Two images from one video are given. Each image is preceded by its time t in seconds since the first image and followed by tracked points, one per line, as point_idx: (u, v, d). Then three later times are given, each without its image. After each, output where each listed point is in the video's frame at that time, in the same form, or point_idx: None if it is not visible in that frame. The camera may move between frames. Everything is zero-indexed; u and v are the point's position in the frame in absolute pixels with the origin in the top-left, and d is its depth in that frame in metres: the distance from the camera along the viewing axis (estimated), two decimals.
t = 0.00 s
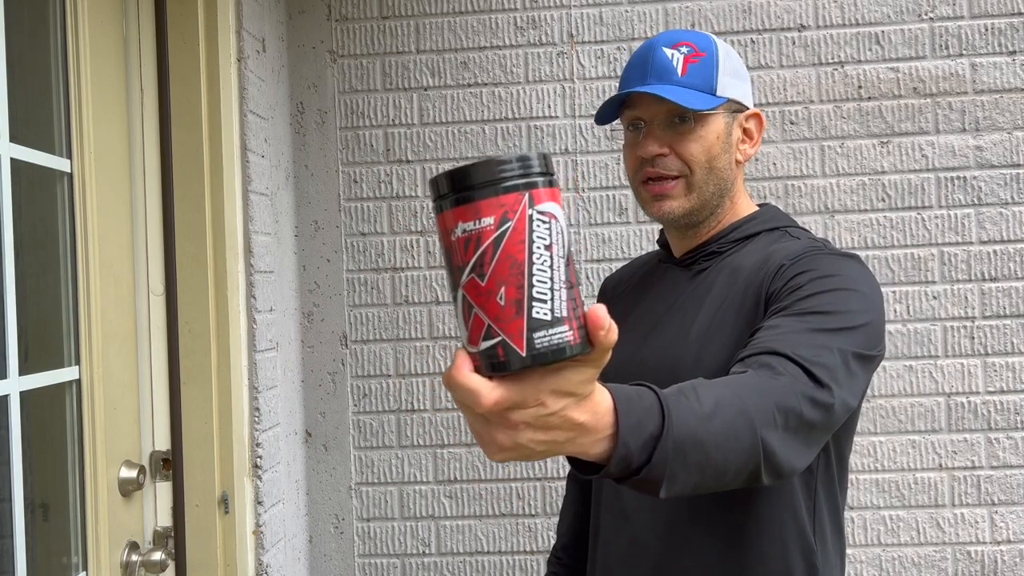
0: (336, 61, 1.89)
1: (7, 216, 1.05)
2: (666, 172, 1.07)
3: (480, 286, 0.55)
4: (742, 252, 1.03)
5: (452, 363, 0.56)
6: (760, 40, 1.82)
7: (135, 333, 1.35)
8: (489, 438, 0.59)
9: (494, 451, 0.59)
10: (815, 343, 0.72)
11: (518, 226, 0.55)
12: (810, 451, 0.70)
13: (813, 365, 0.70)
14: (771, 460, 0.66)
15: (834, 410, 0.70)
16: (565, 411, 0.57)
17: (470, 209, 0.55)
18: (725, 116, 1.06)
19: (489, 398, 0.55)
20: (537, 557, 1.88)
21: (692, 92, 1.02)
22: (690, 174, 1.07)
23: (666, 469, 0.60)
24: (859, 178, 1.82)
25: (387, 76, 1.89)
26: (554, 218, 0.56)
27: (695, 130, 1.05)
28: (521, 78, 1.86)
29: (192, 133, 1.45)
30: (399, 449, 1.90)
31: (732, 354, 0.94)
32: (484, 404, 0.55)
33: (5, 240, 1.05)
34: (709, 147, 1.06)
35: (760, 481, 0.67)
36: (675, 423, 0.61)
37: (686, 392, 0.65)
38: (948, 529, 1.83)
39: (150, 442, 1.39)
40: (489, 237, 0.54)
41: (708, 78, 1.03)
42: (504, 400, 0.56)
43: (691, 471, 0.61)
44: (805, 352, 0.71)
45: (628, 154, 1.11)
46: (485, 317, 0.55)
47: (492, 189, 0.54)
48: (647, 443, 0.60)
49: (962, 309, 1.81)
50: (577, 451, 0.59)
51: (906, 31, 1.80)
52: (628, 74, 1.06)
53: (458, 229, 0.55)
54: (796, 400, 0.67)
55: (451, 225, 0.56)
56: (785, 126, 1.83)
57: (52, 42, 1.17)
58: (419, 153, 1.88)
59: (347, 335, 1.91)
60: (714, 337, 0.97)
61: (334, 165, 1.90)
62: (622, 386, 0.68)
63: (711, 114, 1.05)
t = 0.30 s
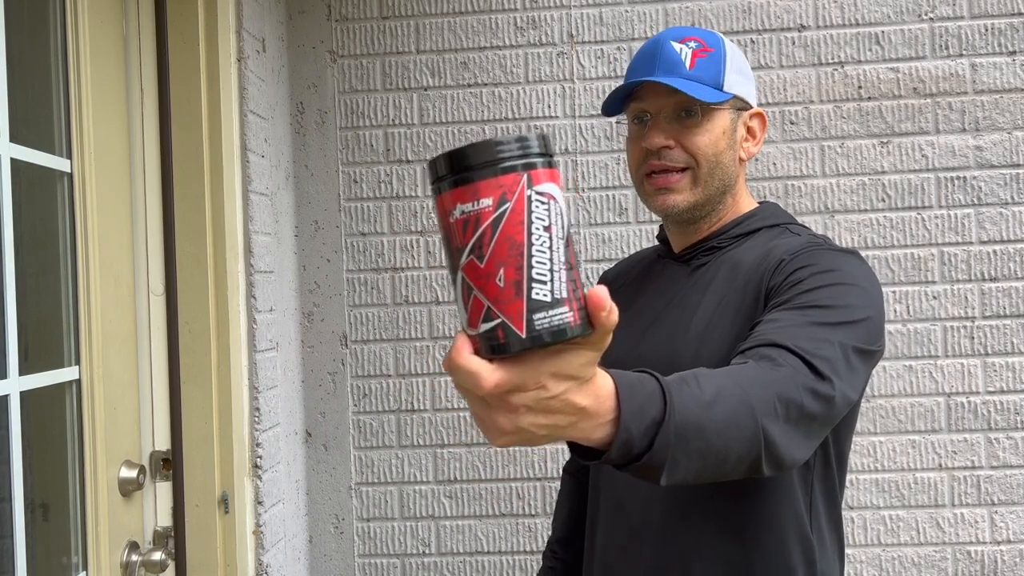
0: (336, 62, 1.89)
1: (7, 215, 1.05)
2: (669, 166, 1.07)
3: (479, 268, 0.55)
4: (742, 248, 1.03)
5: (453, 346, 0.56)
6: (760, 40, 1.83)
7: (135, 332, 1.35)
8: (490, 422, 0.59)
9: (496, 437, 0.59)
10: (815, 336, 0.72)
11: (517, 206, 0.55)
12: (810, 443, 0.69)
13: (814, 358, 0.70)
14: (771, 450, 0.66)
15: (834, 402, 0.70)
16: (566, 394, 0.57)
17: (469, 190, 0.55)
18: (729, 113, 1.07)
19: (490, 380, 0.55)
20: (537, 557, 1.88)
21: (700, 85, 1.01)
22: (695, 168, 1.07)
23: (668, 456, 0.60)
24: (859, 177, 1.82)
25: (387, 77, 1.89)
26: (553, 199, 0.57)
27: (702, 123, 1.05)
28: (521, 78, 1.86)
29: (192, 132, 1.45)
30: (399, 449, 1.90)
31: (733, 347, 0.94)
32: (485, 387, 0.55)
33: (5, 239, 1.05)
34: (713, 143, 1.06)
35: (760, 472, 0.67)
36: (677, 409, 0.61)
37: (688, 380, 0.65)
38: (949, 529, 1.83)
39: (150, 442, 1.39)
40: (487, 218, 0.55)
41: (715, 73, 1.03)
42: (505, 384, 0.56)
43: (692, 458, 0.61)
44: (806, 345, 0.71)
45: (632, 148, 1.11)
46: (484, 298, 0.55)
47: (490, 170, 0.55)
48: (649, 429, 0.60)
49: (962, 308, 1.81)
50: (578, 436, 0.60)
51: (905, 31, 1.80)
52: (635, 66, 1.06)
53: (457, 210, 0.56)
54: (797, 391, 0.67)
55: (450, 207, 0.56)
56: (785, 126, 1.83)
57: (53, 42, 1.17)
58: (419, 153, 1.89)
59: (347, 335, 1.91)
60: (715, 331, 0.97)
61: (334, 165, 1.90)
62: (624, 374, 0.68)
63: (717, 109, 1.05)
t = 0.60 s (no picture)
0: (336, 61, 1.89)
1: (7, 214, 1.05)
2: (668, 167, 1.07)
3: (500, 297, 0.54)
4: (746, 250, 1.03)
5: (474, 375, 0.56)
6: (760, 40, 1.83)
7: (135, 333, 1.35)
8: (512, 446, 0.59)
9: (518, 459, 0.59)
10: (822, 342, 0.73)
11: (534, 233, 0.54)
12: (815, 449, 0.70)
13: (820, 365, 0.70)
14: (779, 459, 0.66)
15: (839, 409, 0.70)
16: (584, 412, 0.57)
17: (484, 219, 0.54)
18: (731, 114, 1.06)
19: (508, 403, 0.55)
20: (537, 557, 1.88)
21: (701, 88, 1.02)
22: (695, 169, 1.07)
23: (680, 469, 0.60)
24: (859, 178, 1.82)
25: (387, 76, 1.89)
26: (568, 222, 0.56)
27: (702, 125, 1.04)
28: (521, 78, 1.86)
29: (192, 132, 1.45)
30: (399, 449, 1.90)
31: (738, 353, 0.95)
32: (509, 416, 0.55)
33: (5, 239, 1.05)
34: (714, 145, 1.06)
35: (768, 480, 0.67)
36: (690, 423, 0.61)
37: (699, 392, 0.65)
38: (948, 529, 1.83)
39: (150, 442, 1.39)
40: (506, 247, 0.54)
41: (716, 75, 1.03)
42: (527, 410, 0.55)
43: (703, 471, 0.62)
44: (812, 352, 0.71)
45: (632, 148, 1.11)
46: (506, 327, 0.54)
47: (506, 198, 0.54)
48: (662, 443, 0.60)
49: (962, 309, 1.81)
50: (599, 453, 0.59)
51: (905, 31, 1.80)
52: (635, 68, 1.06)
53: (472, 240, 0.54)
54: (804, 399, 0.67)
55: (463, 237, 0.55)
56: (785, 126, 1.83)
57: (52, 42, 1.17)
58: (419, 153, 1.89)
59: (347, 335, 1.91)
60: (719, 335, 0.97)
61: (334, 165, 1.90)
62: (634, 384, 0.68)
63: (718, 111, 1.05)
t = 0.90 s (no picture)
0: (336, 61, 1.90)
1: (7, 215, 1.05)
2: (676, 163, 1.06)
3: (491, 300, 0.55)
4: (753, 251, 1.03)
5: (475, 379, 0.56)
6: (760, 40, 1.83)
7: (135, 333, 1.35)
8: (521, 441, 0.59)
9: (528, 453, 0.60)
10: (829, 340, 0.73)
11: (518, 234, 0.54)
12: (819, 447, 0.70)
13: (827, 363, 0.70)
14: (783, 454, 0.66)
15: (846, 407, 0.70)
16: (590, 401, 0.57)
17: (468, 224, 0.54)
18: (734, 109, 1.06)
19: (518, 406, 0.55)
20: (537, 557, 1.87)
21: (702, 83, 1.02)
22: (702, 164, 1.06)
23: (684, 455, 0.61)
24: (859, 178, 1.82)
25: (387, 77, 1.89)
26: (551, 217, 0.56)
27: (707, 119, 1.04)
28: (521, 78, 1.86)
29: (192, 132, 1.46)
30: (399, 449, 1.90)
31: (742, 351, 0.95)
32: (514, 415, 0.55)
33: (5, 239, 1.05)
34: (721, 138, 1.05)
35: (772, 475, 0.67)
36: (694, 411, 0.61)
37: (706, 381, 0.65)
38: (948, 529, 1.83)
39: (150, 441, 1.39)
40: (492, 251, 0.54)
41: (718, 71, 1.03)
42: (531, 406, 0.55)
43: (707, 459, 0.62)
44: (819, 350, 0.71)
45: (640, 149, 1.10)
46: (501, 329, 0.55)
47: (486, 201, 0.54)
48: (665, 429, 0.61)
49: (962, 309, 1.81)
50: (604, 439, 0.60)
51: (905, 31, 1.80)
52: (637, 70, 1.07)
53: (458, 246, 0.54)
54: (811, 397, 0.67)
55: (448, 244, 0.55)
56: (785, 126, 1.83)
57: (53, 42, 1.17)
58: (419, 153, 1.89)
59: (347, 335, 1.91)
60: (726, 334, 0.97)
61: (334, 165, 1.90)
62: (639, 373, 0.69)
63: (721, 105, 1.05)
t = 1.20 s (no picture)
0: (336, 61, 1.89)
1: (7, 217, 1.05)
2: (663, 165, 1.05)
3: (479, 290, 0.56)
4: (756, 251, 1.03)
5: (458, 363, 0.58)
6: (760, 40, 1.82)
7: (135, 334, 1.35)
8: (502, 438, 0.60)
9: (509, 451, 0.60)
10: (833, 347, 0.72)
11: (517, 233, 0.55)
12: (820, 454, 0.70)
13: (828, 371, 0.70)
14: (784, 464, 0.65)
15: (848, 415, 0.70)
16: (577, 413, 0.57)
17: (476, 214, 0.55)
18: (713, 106, 1.06)
19: (493, 399, 0.57)
20: (537, 557, 1.87)
21: (679, 85, 1.03)
22: (689, 163, 1.05)
23: (685, 473, 0.60)
24: (859, 178, 1.82)
25: (387, 76, 1.89)
26: (558, 227, 0.56)
27: (686, 118, 1.04)
28: (521, 78, 1.86)
29: (192, 133, 1.45)
30: (399, 449, 1.90)
31: (744, 357, 0.94)
32: (486, 401, 0.57)
33: (5, 242, 1.05)
34: (704, 136, 1.05)
35: (773, 486, 0.67)
36: (697, 429, 0.61)
37: (708, 397, 0.64)
38: (948, 529, 1.83)
39: (150, 442, 1.39)
40: (488, 243, 0.55)
41: (694, 72, 1.04)
42: (507, 399, 0.57)
43: (708, 476, 0.61)
44: (821, 357, 0.71)
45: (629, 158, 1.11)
46: (483, 319, 0.56)
47: (493, 197, 0.55)
48: (668, 449, 0.60)
49: (962, 309, 1.81)
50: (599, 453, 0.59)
51: (905, 31, 1.80)
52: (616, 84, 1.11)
53: (465, 232, 0.56)
54: (813, 408, 0.67)
55: (461, 228, 0.57)
56: (785, 126, 1.83)
57: (52, 43, 1.17)
58: (419, 153, 1.88)
59: (347, 335, 1.91)
60: (727, 336, 0.97)
61: (334, 165, 1.90)
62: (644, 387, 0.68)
63: (699, 103, 1.05)
